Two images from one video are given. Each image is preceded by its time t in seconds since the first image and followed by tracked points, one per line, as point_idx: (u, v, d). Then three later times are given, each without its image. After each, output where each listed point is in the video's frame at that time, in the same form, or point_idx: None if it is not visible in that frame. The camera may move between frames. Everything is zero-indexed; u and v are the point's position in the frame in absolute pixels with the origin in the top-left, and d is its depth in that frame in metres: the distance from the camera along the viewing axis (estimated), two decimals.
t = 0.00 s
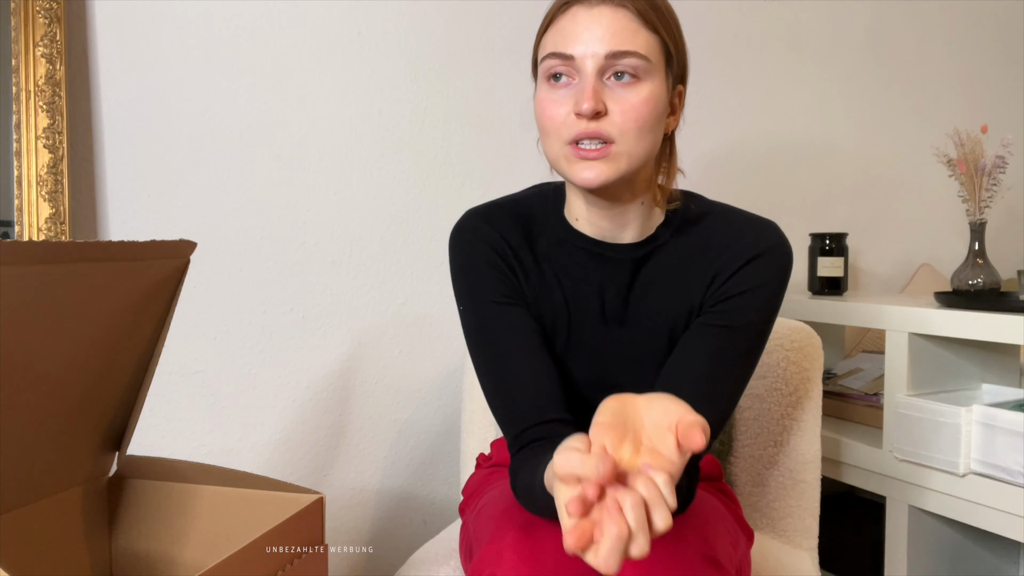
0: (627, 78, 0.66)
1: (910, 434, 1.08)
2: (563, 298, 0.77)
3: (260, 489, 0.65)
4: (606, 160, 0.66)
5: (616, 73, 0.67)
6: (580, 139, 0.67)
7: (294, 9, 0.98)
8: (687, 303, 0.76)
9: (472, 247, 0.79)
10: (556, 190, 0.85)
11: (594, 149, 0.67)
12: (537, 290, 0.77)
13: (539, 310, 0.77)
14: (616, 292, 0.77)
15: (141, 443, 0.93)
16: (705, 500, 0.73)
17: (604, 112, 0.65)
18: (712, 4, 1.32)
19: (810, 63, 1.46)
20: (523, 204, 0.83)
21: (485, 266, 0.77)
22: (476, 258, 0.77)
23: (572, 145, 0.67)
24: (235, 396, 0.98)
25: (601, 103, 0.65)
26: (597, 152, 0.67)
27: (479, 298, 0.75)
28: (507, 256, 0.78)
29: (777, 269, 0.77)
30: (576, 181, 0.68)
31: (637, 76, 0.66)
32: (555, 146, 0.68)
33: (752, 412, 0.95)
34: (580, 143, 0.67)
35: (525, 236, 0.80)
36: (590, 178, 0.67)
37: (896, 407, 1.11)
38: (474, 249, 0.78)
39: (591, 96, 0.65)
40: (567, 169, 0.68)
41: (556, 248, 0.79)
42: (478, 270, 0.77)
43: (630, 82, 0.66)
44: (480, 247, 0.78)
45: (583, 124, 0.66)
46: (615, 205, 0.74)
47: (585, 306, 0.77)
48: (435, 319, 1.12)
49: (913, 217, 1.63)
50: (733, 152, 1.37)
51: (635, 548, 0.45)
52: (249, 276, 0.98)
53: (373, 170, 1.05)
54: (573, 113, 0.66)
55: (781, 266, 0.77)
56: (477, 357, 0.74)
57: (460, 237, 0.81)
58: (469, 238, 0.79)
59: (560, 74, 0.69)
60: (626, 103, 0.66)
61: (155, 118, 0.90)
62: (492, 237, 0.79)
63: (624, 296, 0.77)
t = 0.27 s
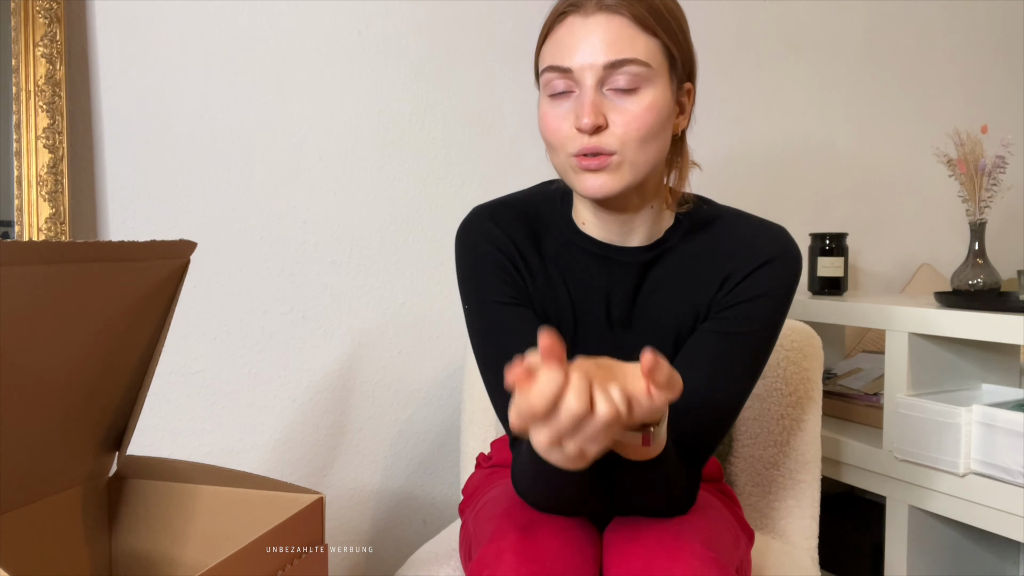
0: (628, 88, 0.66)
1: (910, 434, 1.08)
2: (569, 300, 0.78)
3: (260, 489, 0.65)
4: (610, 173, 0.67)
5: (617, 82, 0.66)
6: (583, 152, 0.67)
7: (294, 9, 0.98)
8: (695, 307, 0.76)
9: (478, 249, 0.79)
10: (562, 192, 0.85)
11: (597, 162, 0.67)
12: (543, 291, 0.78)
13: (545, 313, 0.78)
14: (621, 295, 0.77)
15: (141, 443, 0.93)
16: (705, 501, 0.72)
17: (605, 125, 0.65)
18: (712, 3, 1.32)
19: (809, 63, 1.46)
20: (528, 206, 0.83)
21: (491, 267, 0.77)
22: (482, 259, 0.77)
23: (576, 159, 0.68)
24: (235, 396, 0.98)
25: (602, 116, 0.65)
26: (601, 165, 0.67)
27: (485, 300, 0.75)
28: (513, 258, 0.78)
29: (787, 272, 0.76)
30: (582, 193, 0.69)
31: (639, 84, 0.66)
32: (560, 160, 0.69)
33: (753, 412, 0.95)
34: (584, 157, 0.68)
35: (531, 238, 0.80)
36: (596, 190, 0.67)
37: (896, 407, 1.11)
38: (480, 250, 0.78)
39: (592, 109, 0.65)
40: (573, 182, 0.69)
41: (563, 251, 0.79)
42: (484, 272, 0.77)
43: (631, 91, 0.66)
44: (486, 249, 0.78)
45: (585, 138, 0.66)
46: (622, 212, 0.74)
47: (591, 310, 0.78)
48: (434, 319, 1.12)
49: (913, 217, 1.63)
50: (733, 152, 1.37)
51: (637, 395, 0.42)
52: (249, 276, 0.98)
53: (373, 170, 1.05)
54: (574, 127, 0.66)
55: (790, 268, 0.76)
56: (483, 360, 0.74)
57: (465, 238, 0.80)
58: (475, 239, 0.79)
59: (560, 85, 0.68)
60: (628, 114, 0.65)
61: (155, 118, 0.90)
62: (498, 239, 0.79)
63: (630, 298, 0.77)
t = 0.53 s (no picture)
0: (637, 110, 0.65)
1: (910, 434, 1.08)
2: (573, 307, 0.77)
3: (260, 489, 0.65)
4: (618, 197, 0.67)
5: (626, 104, 0.65)
6: (590, 176, 0.67)
7: (293, 9, 0.98)
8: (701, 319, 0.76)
9: (484, 248, 0.79)
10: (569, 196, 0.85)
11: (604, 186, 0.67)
12: (548, 295, 0.77)
13: (549, 319, 0.77)
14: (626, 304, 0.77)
15: (141, 443, 0.93)
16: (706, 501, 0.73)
17: (613, 149, 0.65)
18: (712, 3, 1.32)
19: (809, 63, 1.46)
20: (535, 207, 0.83)
21: (496, 268, 0.77)
22: (488, 258, 0.77)
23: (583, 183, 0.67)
24: (235, 396, 0.98)
25: (610, 141, 0.64)
26: (608, 189, 0.67)
27: (490, 300, 0.75)
28: (518, 260, 0.78)
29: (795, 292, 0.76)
30: (588, 216, 0.69)
31: (648, 106, 0.65)
32: (567, 181, 0.69)
33: (753, 412, 0.95)
34: (591, 180, 0.67)
35: (537, 240, 0.80)
36: (603, 215, 0.68)
37: (896, 407, 1.11)
38: (486, 249, 0.78)
39: (599, 133, 0.64)
40: (580, 204, 0.69)
41: (568, 256, 0.79)
42: (489, 271, 0.77)
43: (640, 113, 0.65)
44: (492, 249, 0.78)
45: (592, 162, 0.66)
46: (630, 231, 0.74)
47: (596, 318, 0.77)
48: (434, 319, 1.12)
49: (913, 217, 1.63)
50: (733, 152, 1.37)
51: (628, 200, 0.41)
52: (249, 276, 0.97)
53: (373, 170, 1.05)
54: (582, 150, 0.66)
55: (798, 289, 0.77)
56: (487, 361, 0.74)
57: (472, 237, 0.81)
58: (481, 238, 0.80)
59: (567, 104, 0.67)
60: (637, 138, 0.65)
61: (155, 118, 0.90)
62: (504, 239, 0.79)
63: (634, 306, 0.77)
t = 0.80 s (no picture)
0: (637, 93, 0.66)
1: (910, 434, 1.08)
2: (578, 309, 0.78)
3: (259, 489, 0.65)
4: (616, 180, 0.67)
5: (626, 88, 0.67)
6: (588, 158, 0.67)
7: (293, 9, 0.98)
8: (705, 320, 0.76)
9: (486, 248, 0.79)
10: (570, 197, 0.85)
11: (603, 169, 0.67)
12: (550, 295, 0.76)
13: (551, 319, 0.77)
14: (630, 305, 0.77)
15: (141, 443, 0.93)
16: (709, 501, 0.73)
17: (612, 131, 0.65)
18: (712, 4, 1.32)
19: (809, 63, 1.46)
20: (536, 208, 0.84)
21: (498, 269, 0.77)
22: (489, 258, 0.78)
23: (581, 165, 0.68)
24: (235, 396, 0.98)
25: (609, 122, 0.65)
26: (607, 172, 0.67)
27: (491, 299, 0.75)
28: (520, 259, 0.78)
29: (799, 293, 0.76)
30: (586, 202, 0.69)
31: (647, 90, 0.66)
32: (566, 166, 0.69)
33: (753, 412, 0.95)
34: (589, 164, 0.68)
35: (538, 241, 0.80)
36: (601, 198, 0.67)
37: (896, 407, 1.11)
38: (487, 249, 0.79)
39: (598, 114, 0.65)
40: (578, 189, 0.69)
41: (569, 256, 0.78)
42: (491, 271, 0.77)
43: (639, 96, 0.66)
44: (494, 248, 0.78)
45: (590, 144, 0.66)
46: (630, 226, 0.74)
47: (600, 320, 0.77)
48: (434, 319, 1.12)
49: (913, 217, 1.63)
50: (733, 152, 1.38)
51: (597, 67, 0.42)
52: (248, 276, 0.97)
53: (373, 170, 1.05)
54: (580, 132, 0.66)
55: (800, 291, 0.76)
56: (488, 360, 0.74)
57: (473, 237, 0.81)
58: (483, 238, 0.80)
59: (568, 90, 0.69)
60: (636, 120, 0.66)
61: (155, 118, 0.90)
62: (506, 239, 0.79)
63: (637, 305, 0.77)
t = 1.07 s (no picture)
0: (638, 86, 0.66)
1: (910, 434, 1.08)
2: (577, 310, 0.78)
3: (260, 489, 0.65)
4: (616, 170, 0.67)
5: (627, 80, 0.67)
6: (589, 148, 0.67)
7: (293, 9, 0.98)
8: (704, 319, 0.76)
9: (483, 247, 0.79)
10: (568, 197, 0.85)
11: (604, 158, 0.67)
12: (548, 295, 0.77)
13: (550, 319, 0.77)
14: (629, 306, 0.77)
15: (141, 443, 0.93)
16: (712, 501, 0.73)
17: (613, 122, 0.65)
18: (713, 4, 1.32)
19: (809, 63, 1.46)
20: (533, 207, 0.84)
21: (496, 269, 0.77)
22: (486, 258, 0.77)
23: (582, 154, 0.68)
24: (235, 396, 0.98)
25: (610, 112, 0.65)
26: (607, 162, 0.67)
27: (489, 299, 0.75)
28: (517, 259, 0.78)
29: (800, 295, 0.76)
30: (585, 193, 0.69)
31: (649, 83, 0.66)
32: (566, 157, 0.69)
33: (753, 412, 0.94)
34: (590, 154, 0.67)
35: (536, 240, 0.80)
36: (601, 189, 0.67)
37: (896, 407, 1.11)
38: (484, 249, 0.78)
39: (600, 104, 0.65)
40: (578, 180, 0.69)
41: (568, 256, 0.79)
42: (488, 271, 0.77)
43: (641, 89, 0.66)
44: (491, 248, 0.78)
45: (591, 134, 0.66)
46: (628, 220, 0.75)
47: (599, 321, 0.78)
48: (434, 319, 1.12)
49: (913, 217, 1.63)
50: (734, 152, 1.38)
51: None
52: (248, 276, 0.97)
53: (373, 170, 1.05)
54: (582, 122, 0.66)
55: (801, 293, 0.76)
56: (486, 360, 0.74)
57: (470, 236, 0.81)
58: (480, 237, 0.80)
59: (570, 82, 0.69)
60: (637, 112, 0.66)
61: (155, 118, 0.90)
62: (503, 239, 0.79)
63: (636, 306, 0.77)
